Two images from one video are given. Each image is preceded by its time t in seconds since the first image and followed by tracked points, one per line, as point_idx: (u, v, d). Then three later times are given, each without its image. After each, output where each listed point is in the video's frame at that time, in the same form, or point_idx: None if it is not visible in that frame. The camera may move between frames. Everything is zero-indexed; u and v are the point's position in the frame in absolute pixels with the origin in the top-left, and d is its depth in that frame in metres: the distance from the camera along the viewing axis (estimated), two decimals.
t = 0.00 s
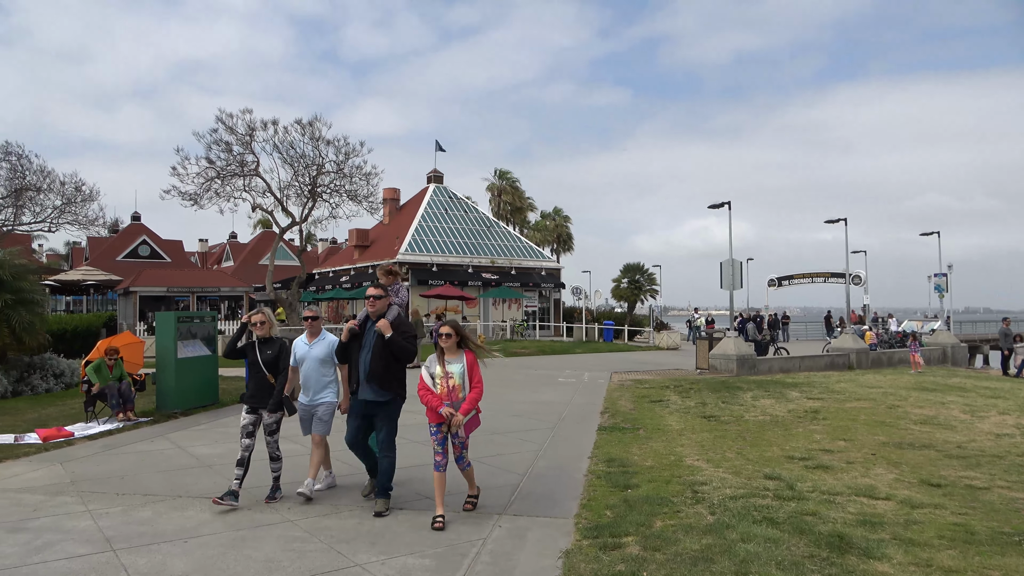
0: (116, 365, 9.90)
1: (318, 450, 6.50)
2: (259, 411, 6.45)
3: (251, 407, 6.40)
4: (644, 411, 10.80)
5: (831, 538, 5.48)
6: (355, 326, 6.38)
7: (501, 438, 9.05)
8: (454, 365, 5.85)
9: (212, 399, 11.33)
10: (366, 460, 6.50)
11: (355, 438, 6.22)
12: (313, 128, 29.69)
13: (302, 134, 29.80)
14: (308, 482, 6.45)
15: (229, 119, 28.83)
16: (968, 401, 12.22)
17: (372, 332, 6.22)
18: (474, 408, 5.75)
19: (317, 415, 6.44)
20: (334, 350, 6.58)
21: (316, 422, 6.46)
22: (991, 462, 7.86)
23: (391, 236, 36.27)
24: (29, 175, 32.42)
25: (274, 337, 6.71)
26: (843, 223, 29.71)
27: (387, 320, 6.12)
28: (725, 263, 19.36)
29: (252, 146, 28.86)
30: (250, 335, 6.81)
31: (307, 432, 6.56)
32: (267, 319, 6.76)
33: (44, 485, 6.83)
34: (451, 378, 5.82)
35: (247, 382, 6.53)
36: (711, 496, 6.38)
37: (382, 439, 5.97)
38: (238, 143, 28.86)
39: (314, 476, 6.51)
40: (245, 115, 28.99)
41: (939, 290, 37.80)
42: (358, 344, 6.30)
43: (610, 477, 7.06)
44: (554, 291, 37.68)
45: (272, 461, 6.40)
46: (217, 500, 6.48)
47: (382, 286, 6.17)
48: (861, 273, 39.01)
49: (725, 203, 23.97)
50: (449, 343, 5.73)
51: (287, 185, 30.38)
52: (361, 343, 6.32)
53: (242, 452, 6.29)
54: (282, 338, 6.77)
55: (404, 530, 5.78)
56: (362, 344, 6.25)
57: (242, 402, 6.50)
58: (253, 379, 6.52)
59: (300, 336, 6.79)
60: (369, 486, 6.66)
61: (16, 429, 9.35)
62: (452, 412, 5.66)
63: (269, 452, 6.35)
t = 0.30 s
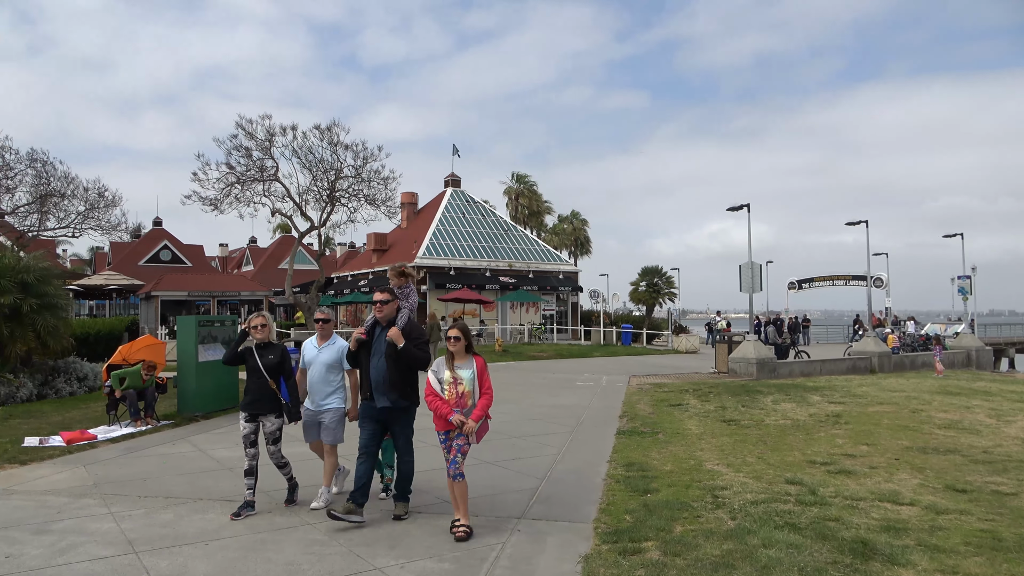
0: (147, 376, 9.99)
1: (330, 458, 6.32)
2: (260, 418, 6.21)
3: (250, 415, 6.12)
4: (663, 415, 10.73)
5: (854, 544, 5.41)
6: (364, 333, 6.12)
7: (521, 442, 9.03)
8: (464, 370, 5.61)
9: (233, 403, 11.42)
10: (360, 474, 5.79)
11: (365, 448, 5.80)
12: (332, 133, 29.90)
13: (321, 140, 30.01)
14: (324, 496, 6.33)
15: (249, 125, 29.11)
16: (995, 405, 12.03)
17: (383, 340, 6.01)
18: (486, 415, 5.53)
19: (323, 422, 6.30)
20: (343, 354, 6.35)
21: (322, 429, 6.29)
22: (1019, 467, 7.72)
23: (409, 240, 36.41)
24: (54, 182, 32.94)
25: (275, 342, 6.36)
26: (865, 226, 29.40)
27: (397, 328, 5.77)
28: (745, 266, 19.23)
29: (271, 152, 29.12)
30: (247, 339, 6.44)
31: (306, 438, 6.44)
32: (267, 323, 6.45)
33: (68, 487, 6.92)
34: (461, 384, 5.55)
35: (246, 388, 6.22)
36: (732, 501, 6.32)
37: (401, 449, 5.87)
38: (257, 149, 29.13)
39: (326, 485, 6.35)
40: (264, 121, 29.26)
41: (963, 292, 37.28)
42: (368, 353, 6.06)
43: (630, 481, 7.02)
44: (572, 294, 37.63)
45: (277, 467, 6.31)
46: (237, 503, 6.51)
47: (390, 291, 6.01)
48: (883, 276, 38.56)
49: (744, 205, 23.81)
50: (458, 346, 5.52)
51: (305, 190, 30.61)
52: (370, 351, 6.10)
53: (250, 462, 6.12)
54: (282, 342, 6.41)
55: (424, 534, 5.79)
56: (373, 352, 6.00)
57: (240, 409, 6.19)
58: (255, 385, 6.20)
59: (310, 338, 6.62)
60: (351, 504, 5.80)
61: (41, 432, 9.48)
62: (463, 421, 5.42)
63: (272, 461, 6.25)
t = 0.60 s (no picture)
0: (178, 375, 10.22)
1: (344, 464, 6.32)
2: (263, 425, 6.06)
3: (254, 422, 6.02)
4: (682, 419, 10.67)
5: (877, 549, 5.34)
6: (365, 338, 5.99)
7: (539, 445, 9.02)
8: (468, 380, 5.44)
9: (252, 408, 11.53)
10: (371, 489, 5.74)
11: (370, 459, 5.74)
12: (349, 138, 30.10)
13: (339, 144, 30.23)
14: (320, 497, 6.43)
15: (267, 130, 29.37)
16: (1021, 408, 11.84)
17: (387, 344, 5.89)
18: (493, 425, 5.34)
19: (331, 430, 6.16)
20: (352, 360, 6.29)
21: (330, 436, 6.17)
22: None
23: (427, 243, 36.54)
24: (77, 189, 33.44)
25: (277, 346, 6.24)
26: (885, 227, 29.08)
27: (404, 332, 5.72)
28: (764, 268, 19.09)
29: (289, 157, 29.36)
30: (248, 343, 6.29)
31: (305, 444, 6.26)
32: (268, 325, 6.28)
33: (91, 490, 7.02)
34: (465, 395, 5.41)
35: (248, 394, 6.09)
36: (752, 506, 6.27)
37: (407, 457, 5.84)
38: (276, 154, 29.40)
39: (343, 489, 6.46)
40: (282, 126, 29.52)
41: (987, 293, 36.73)
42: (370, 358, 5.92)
43: (648, 485, 6.99)
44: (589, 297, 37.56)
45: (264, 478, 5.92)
46: (258, 506, 6.57)
47: (393, 294, 5.81)
48: (904, 277, 38.09)
49: (763, 207, 23.65)
50: (464, 354, 5.37)
51: (324, 195, 30.83)
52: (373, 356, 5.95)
53: (263, 467, 5.89)
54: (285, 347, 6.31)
55: (442, 537, 5.80)
56: (376, 358, 5.88)
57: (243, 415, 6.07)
58: (257, 391, 6.07)
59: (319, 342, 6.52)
60: (368, 519, 5.78)
61: (65, 435, 9.61)
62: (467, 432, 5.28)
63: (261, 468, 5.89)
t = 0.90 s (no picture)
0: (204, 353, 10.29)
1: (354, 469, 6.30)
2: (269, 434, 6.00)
3: (260, 431, 5.96)
4: (699, 422, 10.61)
5: (899, 553, 5.28)
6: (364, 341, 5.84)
7: (555, 448, 9.01)
8: (471, 384, 5.31)
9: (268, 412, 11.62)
10: (382, 494, 5.75)
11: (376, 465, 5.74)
12: (365, 143, 30.26)
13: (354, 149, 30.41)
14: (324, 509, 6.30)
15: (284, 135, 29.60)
16: None
17: (387, 347, 5.77)
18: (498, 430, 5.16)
19: (334, 438, 6.02)
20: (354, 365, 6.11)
21: (334, 445, 6.03)
22: None
23: (443, 247, 36.63)
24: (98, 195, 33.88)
25: (282, 353, 6.16)
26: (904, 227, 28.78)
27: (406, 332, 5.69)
28: (781, 270, 18.95)
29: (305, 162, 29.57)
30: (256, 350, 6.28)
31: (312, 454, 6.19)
32: (274, 332, 6.20)
33: (111, 493, 7.09)
34: (469, 398, 5.27)
35: (254, 403, 6.03)
36: (771, 509, 6.21)
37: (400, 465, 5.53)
38: (293, 159, 29.62)
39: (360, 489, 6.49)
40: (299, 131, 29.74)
41: (1010, 294, 36.22)
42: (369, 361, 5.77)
43: (666, 488, 6.95)
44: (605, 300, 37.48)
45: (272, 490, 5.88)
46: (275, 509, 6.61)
47: (391, 297, 5.72)
48: (924, 278, 37.66)
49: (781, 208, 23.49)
50: (468, 356, 5.24)
51: (340, 199, 31.02)
52: (373, 359, 5.79)
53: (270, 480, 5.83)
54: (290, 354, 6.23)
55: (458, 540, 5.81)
56: (376, 361, 5.75)
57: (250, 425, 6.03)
58: (261, 400, 5.99)
59: (316, 347, 6.30)
60: (385, 523, 5.80)
61: (86, 438, 9.72)
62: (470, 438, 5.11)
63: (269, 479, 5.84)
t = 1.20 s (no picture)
0: (224, 343, 10.31)
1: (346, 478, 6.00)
2: (276, 436, 5.78)
3: (266, 433, 5.74)
4: (718, 423, 10.54)
5: (923, 556, 5.20)
6: (369, 344, 5.78)
7: (573, 450, 8.99)
8: (474, 394, 5.02)
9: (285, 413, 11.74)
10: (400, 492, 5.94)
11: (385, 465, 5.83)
12: (381, 146, 30.40)
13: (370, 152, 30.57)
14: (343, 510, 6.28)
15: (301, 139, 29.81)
16: None
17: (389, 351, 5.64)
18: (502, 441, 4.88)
19: (335, 438, 5.90)
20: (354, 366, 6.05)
21: (334, 445, 5.91)
22: None
23: (459, 249, 36.71)
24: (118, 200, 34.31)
25: (291, 353, 5.94)
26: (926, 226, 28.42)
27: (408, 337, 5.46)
28: (800, 270, 18.80)
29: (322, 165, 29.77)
30: (263, 349, 6.10)
31: (325, 459, 6.00)
32: (284, 331, 5.98)
33: (133, 494, 7.17)
34: (471, 409, 4.98)
35: (262, 405, 5.84)
36: (791, 511, 6.16)
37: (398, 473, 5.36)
38: (310, 163, 29.84)
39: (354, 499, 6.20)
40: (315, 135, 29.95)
41: None
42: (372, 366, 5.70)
43: (685, 490, 6.92)
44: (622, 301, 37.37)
45: (286, 495, 5.72)
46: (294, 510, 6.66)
47: (390, 300, 5.54)
48: (946, 277, 37.17)
49: (799, 207, 23.31)
50: (469, 363, 4.96)
51: (357, 202, 31.19)
52: (375, 363, 5.75)
53: (285, 484, 5.69)
54: (299, 355, 6.00)
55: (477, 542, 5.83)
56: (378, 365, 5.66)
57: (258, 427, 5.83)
58: (269, 403, 5.79)
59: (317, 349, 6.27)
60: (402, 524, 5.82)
61: (108, 441, 9.85)
62: (473, 451, 4.82)
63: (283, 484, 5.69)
